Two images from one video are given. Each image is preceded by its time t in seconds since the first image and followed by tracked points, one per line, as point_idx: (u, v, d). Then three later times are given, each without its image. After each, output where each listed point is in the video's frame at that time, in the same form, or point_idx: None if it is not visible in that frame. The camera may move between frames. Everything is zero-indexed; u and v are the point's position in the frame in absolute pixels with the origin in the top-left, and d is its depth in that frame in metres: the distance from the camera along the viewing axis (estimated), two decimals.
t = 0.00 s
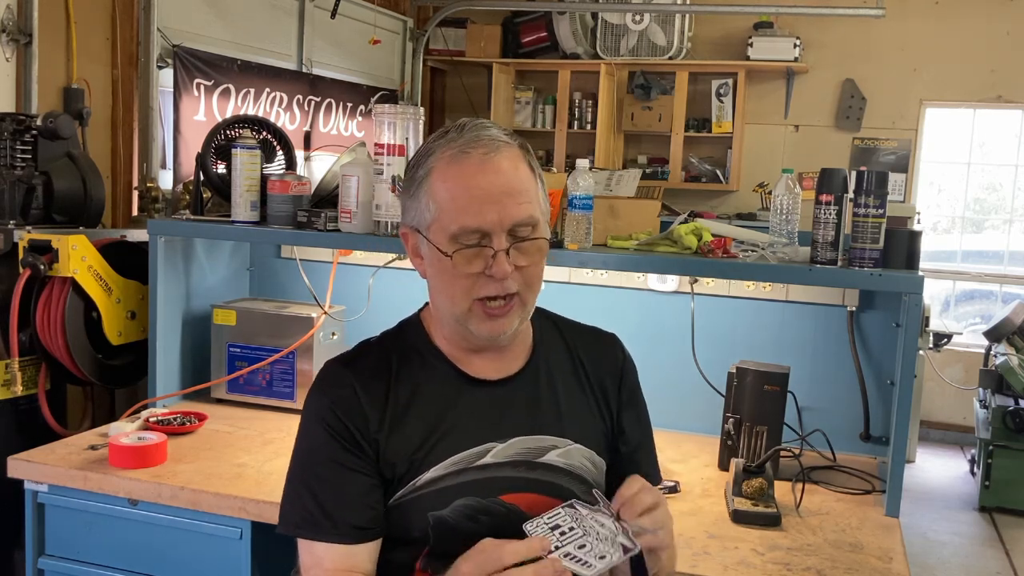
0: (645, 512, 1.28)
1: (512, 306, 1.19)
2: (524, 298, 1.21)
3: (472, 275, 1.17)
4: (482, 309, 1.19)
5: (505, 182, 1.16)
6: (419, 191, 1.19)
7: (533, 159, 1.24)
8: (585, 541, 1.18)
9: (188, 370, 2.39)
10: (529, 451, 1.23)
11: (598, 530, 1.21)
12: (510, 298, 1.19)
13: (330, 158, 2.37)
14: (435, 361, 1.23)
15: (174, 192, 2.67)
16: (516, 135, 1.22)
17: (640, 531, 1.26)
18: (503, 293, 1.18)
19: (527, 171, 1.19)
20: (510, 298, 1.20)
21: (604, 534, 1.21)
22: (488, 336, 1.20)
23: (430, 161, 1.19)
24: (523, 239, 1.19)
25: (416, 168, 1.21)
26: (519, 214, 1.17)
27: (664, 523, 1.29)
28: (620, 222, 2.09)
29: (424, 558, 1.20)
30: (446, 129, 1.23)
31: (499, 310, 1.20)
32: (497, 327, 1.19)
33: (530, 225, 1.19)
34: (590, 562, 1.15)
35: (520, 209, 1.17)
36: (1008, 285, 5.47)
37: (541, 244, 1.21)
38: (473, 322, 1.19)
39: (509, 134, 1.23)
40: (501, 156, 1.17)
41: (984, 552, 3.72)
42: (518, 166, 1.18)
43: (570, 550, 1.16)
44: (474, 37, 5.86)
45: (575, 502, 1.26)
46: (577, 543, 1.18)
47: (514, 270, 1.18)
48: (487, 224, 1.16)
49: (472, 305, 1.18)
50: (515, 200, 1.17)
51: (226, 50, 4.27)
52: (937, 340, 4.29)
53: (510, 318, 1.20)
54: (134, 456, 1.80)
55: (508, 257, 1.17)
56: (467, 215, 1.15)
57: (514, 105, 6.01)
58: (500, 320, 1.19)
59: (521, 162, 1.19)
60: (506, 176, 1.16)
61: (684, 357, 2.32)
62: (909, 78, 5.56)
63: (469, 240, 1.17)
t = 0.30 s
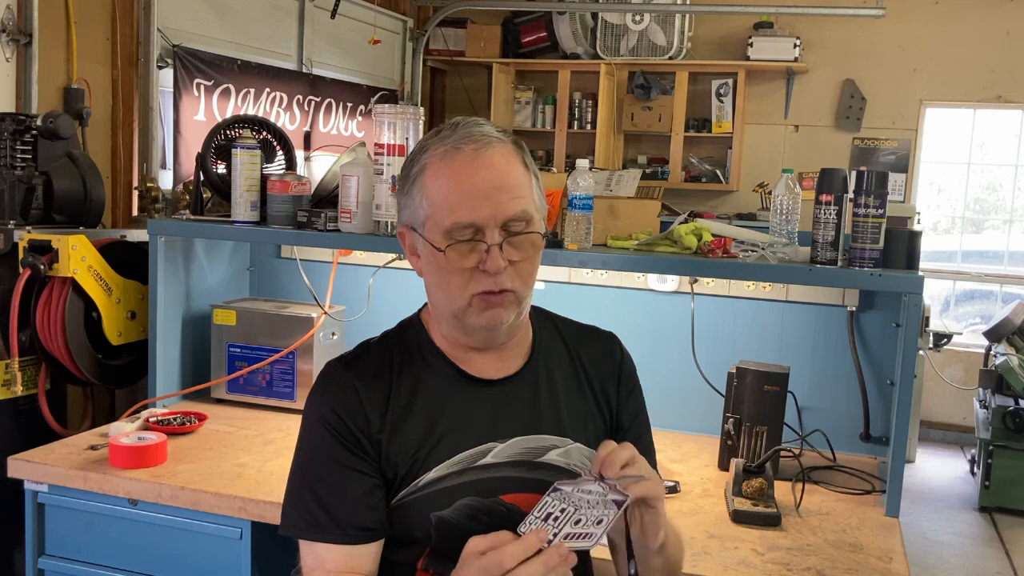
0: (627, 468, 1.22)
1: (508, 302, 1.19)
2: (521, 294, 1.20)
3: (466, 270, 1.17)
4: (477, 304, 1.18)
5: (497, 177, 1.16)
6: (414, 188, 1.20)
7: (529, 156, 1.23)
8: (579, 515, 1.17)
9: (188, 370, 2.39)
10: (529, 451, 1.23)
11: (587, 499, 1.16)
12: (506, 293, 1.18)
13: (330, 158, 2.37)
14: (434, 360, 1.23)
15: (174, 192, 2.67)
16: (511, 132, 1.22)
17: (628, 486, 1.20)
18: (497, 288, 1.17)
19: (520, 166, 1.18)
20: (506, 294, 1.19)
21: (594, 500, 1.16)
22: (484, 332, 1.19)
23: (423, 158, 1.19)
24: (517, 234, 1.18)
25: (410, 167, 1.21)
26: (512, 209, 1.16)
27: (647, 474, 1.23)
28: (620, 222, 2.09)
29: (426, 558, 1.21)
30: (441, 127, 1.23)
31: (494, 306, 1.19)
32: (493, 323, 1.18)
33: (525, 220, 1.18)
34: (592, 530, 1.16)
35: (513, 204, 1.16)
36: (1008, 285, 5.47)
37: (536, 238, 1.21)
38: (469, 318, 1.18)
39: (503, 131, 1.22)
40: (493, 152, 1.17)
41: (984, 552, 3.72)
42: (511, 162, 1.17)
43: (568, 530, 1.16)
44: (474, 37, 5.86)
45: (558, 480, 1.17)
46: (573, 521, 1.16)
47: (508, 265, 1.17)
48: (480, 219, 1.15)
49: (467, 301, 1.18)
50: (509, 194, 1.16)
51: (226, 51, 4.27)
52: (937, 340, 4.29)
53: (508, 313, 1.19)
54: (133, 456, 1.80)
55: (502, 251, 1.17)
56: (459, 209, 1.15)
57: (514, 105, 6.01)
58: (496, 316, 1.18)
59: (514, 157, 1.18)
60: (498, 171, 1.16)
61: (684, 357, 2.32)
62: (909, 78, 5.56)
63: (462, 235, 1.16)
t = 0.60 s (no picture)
0: (629, 419, 1.22)
1: (497, 298, 1.18)
2: (508, 288, 1.19)
3: (451, 273, 1.17)
4: (468, 305, 1.18)
5: (465, 176, 1.15)
6: (387, 200, 1.20)
7: (497, 151, 1.23)
8: (596, 483, 1.16)
9: (188, 370, 2.39)
10: (531, 449, 1.23)
11: (598, 462, 1.16)
12: (493, 290, 1.18)
13: (330, 158, 2.37)
14: (431, 364, 1.23)
15: (174, 191, 2.67)
16: (475, 129, 1.22)
17: (634, 437, 1.21)
18: (483, 286, 1.17)
19: (489, 162, 1.18)
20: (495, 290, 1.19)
21: (605, 461, 1.16)
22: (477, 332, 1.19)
23: (391, 169, 1.20)
24: (495, 229, 1.18)
25: (382, 180, 1.22)
26: (486, 205, 1.16)
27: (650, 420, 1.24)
28: (620, 222, 2.09)
29: (433, 561, 1.20)
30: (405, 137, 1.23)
31: (483, 304, 1.18)
32: (484, 320, 1.18)
33: (501, 215, 1.18)
34: (611, 498, 1.17)
35: (485, 200, 1.16)
36: (1008, 285, 5.47)
37: (516, 231, 1.20)
38: (459, 320, 1.18)
39: (467, 129, 1.22)
40: (458, 152, 1.16)
41: (984, 552, 3.72)
42: (479, 159, 1.17)
43: (589, 503, 1.16)
44: (474, 37, 5.86)
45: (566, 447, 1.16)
46: (591, 491, 1.16)
47: (492, 261, 1.17)
48: (457, 220, 1.15)
49: (457, 303, 1.18)
50: (481, 192, 1.16)
51: (226, 50, 4.27)
52: (937, 340, 4.29)
53: (497, 309, 1.19)
54: (133, 456, 1.80)
55: (483, 249, 1.16)
56: (434, 214, 1.15)
57: (514, 105, 6.00)
58: (487, 313, 1.18)
59: (481, 154, 1.18)
60: (466, 171, 1.16)
61: (684, 357, 2.32)
62: (909, 78, 5.56)
63: (442, 239, 1.16)
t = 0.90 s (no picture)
0: (612, 409, 1.22)
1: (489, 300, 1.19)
2: (499, 290, 1.20)
3: (443, 278, 1.17)
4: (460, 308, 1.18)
5: (455, 181, 1.15)
6: (376, 205, 1.19)
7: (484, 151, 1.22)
8: (580, 483, 1.20)
9: (188, 370, 2.39)
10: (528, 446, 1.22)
11: (582, 459, 1.19)
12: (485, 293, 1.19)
13: (330, 158, 2.37)
14: (427, 365, 1.23)
15: (175, 192, 2.67)
16: (462, 130, 1.20)
17: (615, 430, 1.20)
18: (476, 290, 1.17)
19: (478, 164, 1.17)
20: (487, 293, 1.19)
21: (588, 459, 1.19)
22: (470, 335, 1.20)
23: (379, 174, 1.18)
24: (486, 232, 1.18)
25: (369, 184, 1.20)
26: (476, 209, 1.15)
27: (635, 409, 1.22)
28: (620, 222, 2.09)
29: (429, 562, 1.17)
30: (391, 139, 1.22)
31: (475, 307, 1.19)
32: (477, 324, 1.19)
33: (491, 217, 1.18)
34: (595, 497, 1.22)
35: (476, 205, 1.15)
36: (1008, 285, 5.47)
37: (506, 232, 1.20)
38: (453, 324, 1.19)
39: (453, 130, 1.21)
40: (447, 156, 1.15)
41: (984, 552, 3.72)
42: (468, 162, 1.16)
43: (576, 504, 1.22)
44: (474, 37, 5.86)
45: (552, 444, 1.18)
46: (576, 491, 1.21)
47: (484, 265, 1.17)
48: (447, 225, 1.15)
49: (450, 307, 1.18)
50: (470, 196, 1.15)
51: (226, 51, 4.27)
52: (937, 340, 4.29)
53: (489, 312, 1.19)
54: (133, 456, 1.80)
55: (474, 254, 1.16)
56: (425, 221, 1.15)
57: (514, 105, 6.01)
58: (479, 316, 1.19)
59: (469, 157, 1.17)
60: (456, 176, 1.15)
61: (684, 357, 2.32)
62: (909, 78, 5.56)
63: (433, 244, 1.16)
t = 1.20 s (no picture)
0: (616, 395, 1.22)
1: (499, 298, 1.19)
2: (509, 287, 1.20)
3: (453, 276, 1.17)
4: (470, 306, 1.18)
5: (466, 179, 1.15)
6: (386, 204, 1.19)
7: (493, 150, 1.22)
8: (585, 461, 1.19)
9: (188, 370, 2.39)
10: (528, 446, 1.24)
11: (586, 440, 1.20)
12: (496, 290, 1.19)
13: (330, 157, 2.37)
14: (432, 364, 1.22)
15: (175, 192, 2.67)
16: (470, 130, 1.21)
17: (620, 412, 1.20)
18: (486, 288, 1.17)
19: (488, 163, 1.17)
20: (497, 290, 1.19)
21: (594, 438, 1.19)
22: (480, 333, 1.20)
23: (389, 172, 1.18)
24: (496, 231, 1.18)
25: (378, 182, 1.20)
26: (487, 208, 1.16)
27: (638, 394, 1.22)
28: (620, 222, 2.09)
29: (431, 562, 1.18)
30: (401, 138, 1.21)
31: (485, 304, 1.19)
32: (487, 321, 1.19)
33: (501, 216, 1.18)
34: (599, 475, 1.18)
35: (487, 203, 1.16)
36: (1008, 285, 5.47)
37: (516, 231, 1.20)
38: (462, 322, 1.18)
39: (462, 130, 1.21)
40: (458, 155, 1.15)
41: (984, 552, 3.72)
42: (479, 160, 1.16)
43: (579, 482, 1.19)
44: (474, 37, 5.86)
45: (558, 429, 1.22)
46: (580, 469, 1.19)
47: (494, 263, 1.17)
48: (459, 224, 1.15)
49: (460, 304, 1.18)
50: (481, 194, 1.15)
51: (226, 50, 4.27)
52: (937, 340, 4.29)
53: (499, 309, 1.20)
54: (133, 456, 1.80)
55: (486, 252, 1.16)
56: (436, 219, 1.15)
57: (514, 105, 6.01)
58: (489, 314, 1.19)
59: (480, 156, 1.17)
60: (467, 174, 1.15)
61: (684, 357, 2.32)
62: (909, 78, 5.57)
63: (444, 242, 1.16)
